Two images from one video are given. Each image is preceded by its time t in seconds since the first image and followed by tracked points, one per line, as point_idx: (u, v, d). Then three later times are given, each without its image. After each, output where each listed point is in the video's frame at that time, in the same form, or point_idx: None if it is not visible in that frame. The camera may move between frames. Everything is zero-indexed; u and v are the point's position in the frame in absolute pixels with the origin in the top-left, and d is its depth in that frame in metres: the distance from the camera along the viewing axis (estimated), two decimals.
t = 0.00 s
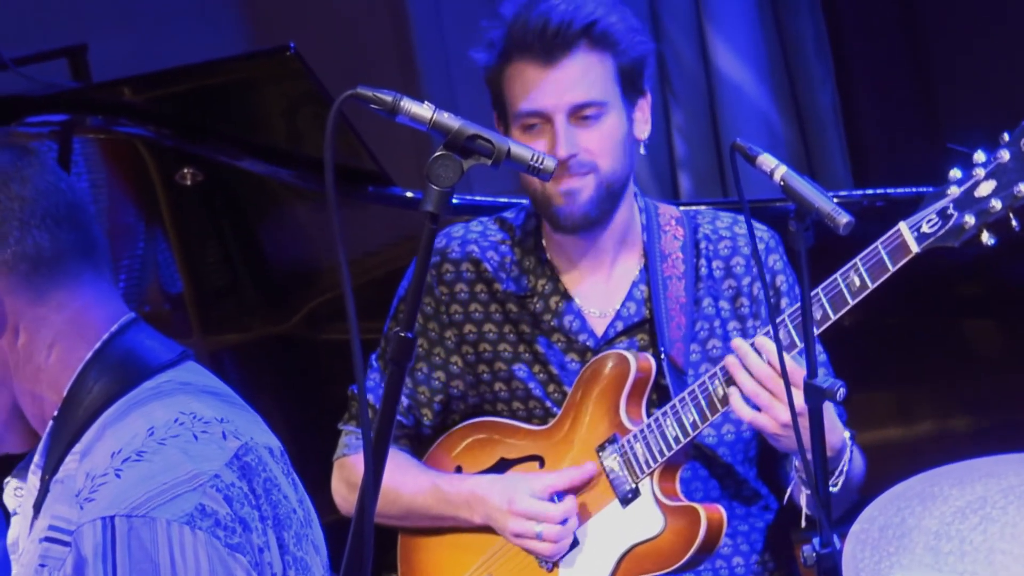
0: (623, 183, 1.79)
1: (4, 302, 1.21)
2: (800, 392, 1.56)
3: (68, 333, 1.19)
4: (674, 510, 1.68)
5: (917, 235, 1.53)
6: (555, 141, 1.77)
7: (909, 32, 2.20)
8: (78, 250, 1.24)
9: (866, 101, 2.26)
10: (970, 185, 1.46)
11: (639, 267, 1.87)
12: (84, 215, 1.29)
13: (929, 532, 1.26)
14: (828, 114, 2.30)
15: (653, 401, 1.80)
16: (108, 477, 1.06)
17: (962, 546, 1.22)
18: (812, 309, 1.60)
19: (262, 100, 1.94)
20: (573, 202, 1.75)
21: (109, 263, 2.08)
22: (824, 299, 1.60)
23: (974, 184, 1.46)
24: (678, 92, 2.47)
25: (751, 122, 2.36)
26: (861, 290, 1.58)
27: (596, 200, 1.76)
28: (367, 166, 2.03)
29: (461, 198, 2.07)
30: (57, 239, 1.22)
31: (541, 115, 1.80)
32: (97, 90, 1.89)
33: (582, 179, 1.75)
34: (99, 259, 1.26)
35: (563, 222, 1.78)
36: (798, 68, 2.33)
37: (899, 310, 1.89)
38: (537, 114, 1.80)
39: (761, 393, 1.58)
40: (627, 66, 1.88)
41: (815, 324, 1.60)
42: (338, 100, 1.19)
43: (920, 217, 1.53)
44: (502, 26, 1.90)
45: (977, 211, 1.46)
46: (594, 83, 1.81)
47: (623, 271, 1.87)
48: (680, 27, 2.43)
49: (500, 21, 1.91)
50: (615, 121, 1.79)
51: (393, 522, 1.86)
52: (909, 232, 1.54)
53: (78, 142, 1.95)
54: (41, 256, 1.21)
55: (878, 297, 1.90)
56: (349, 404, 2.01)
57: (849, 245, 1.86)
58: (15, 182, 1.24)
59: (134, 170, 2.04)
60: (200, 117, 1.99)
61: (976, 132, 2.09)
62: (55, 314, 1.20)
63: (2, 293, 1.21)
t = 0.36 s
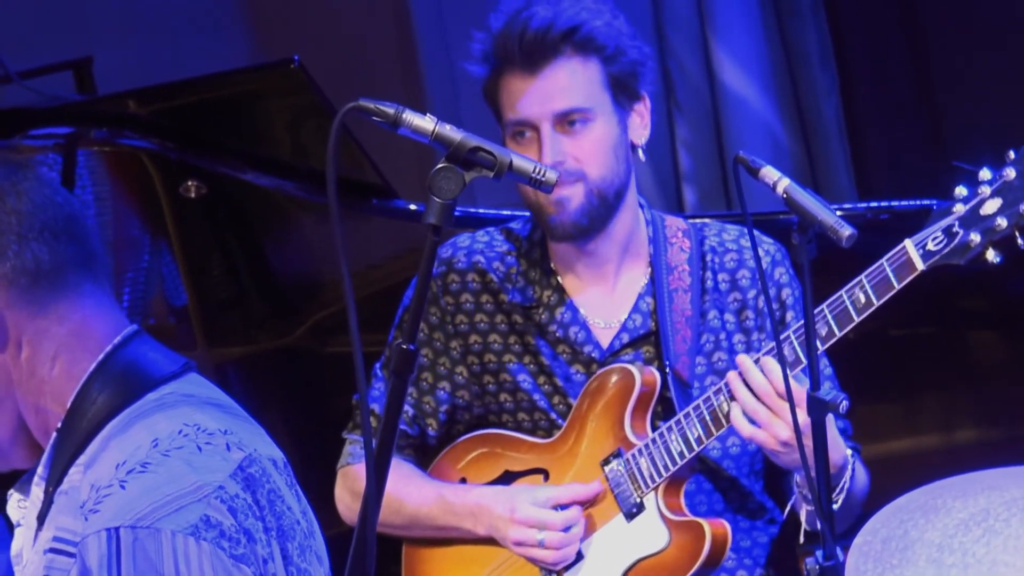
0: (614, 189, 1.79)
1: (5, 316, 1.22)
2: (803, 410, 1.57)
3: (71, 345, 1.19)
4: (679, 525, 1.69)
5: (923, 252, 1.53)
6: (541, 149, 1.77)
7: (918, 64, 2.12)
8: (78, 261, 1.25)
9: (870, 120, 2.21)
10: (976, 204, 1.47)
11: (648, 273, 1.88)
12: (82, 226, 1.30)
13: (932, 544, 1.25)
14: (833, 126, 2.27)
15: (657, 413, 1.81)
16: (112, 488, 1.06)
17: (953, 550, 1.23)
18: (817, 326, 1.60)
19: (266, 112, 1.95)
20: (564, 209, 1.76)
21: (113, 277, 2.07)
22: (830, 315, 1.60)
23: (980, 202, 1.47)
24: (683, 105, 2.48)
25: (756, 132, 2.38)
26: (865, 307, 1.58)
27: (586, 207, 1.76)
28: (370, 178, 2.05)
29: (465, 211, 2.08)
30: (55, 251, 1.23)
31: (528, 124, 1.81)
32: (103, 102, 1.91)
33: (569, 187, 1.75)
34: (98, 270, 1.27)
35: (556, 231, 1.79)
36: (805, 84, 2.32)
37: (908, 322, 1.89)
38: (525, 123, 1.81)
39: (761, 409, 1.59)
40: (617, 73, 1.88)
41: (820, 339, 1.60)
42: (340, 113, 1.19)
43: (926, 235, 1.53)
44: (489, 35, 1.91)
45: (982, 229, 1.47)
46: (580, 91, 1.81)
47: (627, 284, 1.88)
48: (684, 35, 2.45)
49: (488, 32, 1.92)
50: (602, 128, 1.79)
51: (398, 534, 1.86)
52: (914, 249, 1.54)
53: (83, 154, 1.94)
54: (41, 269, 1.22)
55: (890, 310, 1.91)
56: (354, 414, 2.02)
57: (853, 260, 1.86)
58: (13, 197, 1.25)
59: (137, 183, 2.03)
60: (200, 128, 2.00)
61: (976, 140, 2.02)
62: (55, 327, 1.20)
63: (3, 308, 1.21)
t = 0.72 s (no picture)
0: (626, 204, 1.79)
1: (31, 318, 1.19)
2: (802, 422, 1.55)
3: (82, 355, 1.19)
4: (685, 540, 1.69)
5: (932, 270, 1.56)
6: (557, 159, 1.78)
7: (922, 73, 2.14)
8: (98, 275, 1.26)
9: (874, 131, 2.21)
10: (984, 221, 1.50)
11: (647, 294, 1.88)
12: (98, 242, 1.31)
13: (934, 558, 1.25)
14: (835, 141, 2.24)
15: (661, 428, 1.81)
16: (121, 500, 1.06)
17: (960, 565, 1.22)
18: (824, 342, 1.61)
19: (270, 127, 1.97)
20: (576, 221, 1.76)
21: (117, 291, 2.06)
22: (837, 332, 1.60)
23: (988, 219, 1.49)
24: (685, 118, 2.47)
25: (758, 147, 2.35)
26: (873, 324, 1.59)
27: (599, 220, 1.76)
28: (372, 194, 2.06)
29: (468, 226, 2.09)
30: (87, 262, 1.25)
31: (545, 133, 1.82)
32: (107, 118, 1.95)
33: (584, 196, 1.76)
34: (112, 284, 1.28)
35: (567, 243, 1.79)
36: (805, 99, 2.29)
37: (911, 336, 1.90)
38: (541, 132, 1.82)
39: (765, 429, 1.60)
40: (633, 87, 1.90)
41: (828, 355, 1.61)
42: (342, 130, 1.19)
43: (935, 253, 1.55)
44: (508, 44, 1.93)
45: (991, 246, 1.49)
46: (599, 103, 1.83)
47: (630, 297, 1.88)
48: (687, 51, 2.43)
49: (506, 40, 1.94)
50: (619, 141, 1.81)
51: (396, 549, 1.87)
52: (923, 267, 1.56)
53: (88, 171, 1.98)
54: (75, 274, 1.22)
55: (893, 325, 1.91)
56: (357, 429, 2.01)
57: (862, 274, 1.87)
58: (53, 203, 1.26)
59: (142, 201, 2.06)
60: (204, 143, 2.03)
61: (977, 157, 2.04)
62: (78, 335, 1.20)
63: (30, 310, 1.19)
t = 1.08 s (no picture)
0: (615, 235, 1.79)
1: (44, 337, 1.18)
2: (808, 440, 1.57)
3: (93, 371, 1.18)
4: (686, 558, 1.69)
5: (932, 286, 1.57)
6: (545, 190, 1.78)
7: (926, 92, 2.12)
8: (109, 291, 1.25)
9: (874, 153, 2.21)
10: (986, 238, 1.51)
11: (651, 313, 1.88)
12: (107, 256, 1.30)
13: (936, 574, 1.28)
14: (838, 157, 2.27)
15: (663, 446, 1.82)
16: (143, 513, 1.05)
17: None
18: (825, 359, 1.62)
19: (273, 143, 1.96)
20: (565, 253, 1.76)
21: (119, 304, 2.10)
22: (838, 348, 1.62)
23: (990, 236, 1.51)
24: (689, 136, 2.49)
25: (760, 164, 2.38)
26: (874, 339, 1.60)
27: (587, 251, 1.77)
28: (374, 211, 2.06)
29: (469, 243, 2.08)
30: (99, 278, 1.24)
31: (534, 163, 1.82)
32: (106, 134, 1.93)
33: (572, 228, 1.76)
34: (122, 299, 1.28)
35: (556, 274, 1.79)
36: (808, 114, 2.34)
37: (911, 353, 1.92)
38: (530, 162, 1.82)
39: (768, 441, 1.59)
40: (626, 115, 1.89)
41: (829, 372, 1.62)
42: (343, 146, 1.19)
43: (935, 268, 1.57)
44: (502, 70, 1.94)
45: (992, 262, 1.50)
46: (587, 133, 1.83)
47: (633, 317, 1.89)
48: (689, 66, 2.48)
49: (500, 65, 1.95)
50: (606, 172, 1.81)
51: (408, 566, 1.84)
52: (923, 282, 1.57)
53: (85, 185, 2.02)
54: (86, 291, 1.22)
55: (892, 343, 1.93)
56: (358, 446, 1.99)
57: (865, 292, 1.89)
58: (60, 219, 1.25)
59: (144, 219, 2.08)
60: (213, 167, 2.02)
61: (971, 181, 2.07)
62: (89, 351, 1.19)
63: (43, 327, 1.18)
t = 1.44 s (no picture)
0: (610, 241, 1.79)
1: (61, 353, 1.17)
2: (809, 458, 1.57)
3: (102, 388, 1.18)
4: None
5: (932, 302, 1.58)
6: (537, 198, 1.79)
7: (927, 112, 2.15)
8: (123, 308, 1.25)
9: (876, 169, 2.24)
10: (986, 254, 1.54)
11: (653, 326, 1.89)
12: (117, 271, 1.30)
13: None
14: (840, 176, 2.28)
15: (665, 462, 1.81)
16: (149, 529, 1.06)
17: None
18: (825, 376, 1.62)
19: (268, 161, 1.96)
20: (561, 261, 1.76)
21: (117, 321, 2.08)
22: (838, 365, 1.62)
23: (990, 252, 1.53)
24: (689, 152, 2.49)
25: (761, 181, 2.36)
26: (874, 357, 1.61)
27: (581, 258, 1.77)
28: (374, 227, 2.05)
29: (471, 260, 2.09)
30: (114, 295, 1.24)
31: (527, 171, 1.82)
32: (106, 151, 1.89)
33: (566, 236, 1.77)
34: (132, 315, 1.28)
35: (553, 282, 1.79)
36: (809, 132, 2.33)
37: (915, 369, 1.92)
38: (524, 170, 1.83)
39: (774, 462, 1.60)
40: (618, 123, 1.90)
41: (829, 390, 1.62)
42: (344, 162, 1.19)
43: (936, 284, 1.58)
44: (495, 79, 1.95)
45: (992, 279, 1.52)
46: (578, 140, 1.84)
47: (633, 334, 1.88)
48: (690, 82, 2.46)
49: (493, 76, 1.96)
50: (598, 178, 1.81)
51: None
52: (923, 299, 1.59)
53: (86, 203, 2.00)
54: (102, 307, 1.22)
55: (890, 360, 1.94)
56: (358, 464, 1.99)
57: (863, 308, 1.90)
58: (77, 234, 1.25)
59: (144, 236, 2.07)
60: (214, 179, 1.99)
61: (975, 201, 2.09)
62: (102, 367, 1.19)
63: (63, 344, 1.17)
